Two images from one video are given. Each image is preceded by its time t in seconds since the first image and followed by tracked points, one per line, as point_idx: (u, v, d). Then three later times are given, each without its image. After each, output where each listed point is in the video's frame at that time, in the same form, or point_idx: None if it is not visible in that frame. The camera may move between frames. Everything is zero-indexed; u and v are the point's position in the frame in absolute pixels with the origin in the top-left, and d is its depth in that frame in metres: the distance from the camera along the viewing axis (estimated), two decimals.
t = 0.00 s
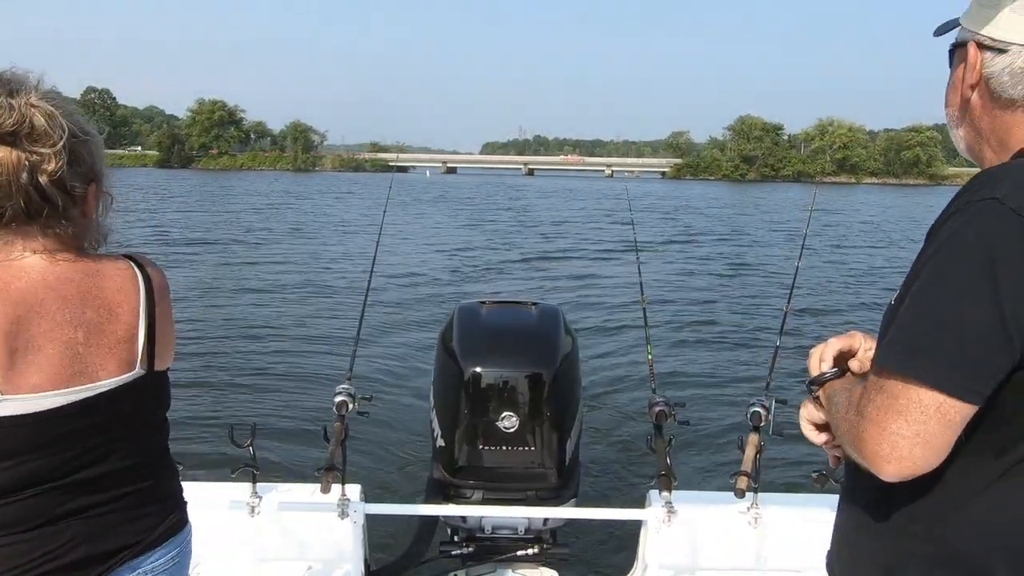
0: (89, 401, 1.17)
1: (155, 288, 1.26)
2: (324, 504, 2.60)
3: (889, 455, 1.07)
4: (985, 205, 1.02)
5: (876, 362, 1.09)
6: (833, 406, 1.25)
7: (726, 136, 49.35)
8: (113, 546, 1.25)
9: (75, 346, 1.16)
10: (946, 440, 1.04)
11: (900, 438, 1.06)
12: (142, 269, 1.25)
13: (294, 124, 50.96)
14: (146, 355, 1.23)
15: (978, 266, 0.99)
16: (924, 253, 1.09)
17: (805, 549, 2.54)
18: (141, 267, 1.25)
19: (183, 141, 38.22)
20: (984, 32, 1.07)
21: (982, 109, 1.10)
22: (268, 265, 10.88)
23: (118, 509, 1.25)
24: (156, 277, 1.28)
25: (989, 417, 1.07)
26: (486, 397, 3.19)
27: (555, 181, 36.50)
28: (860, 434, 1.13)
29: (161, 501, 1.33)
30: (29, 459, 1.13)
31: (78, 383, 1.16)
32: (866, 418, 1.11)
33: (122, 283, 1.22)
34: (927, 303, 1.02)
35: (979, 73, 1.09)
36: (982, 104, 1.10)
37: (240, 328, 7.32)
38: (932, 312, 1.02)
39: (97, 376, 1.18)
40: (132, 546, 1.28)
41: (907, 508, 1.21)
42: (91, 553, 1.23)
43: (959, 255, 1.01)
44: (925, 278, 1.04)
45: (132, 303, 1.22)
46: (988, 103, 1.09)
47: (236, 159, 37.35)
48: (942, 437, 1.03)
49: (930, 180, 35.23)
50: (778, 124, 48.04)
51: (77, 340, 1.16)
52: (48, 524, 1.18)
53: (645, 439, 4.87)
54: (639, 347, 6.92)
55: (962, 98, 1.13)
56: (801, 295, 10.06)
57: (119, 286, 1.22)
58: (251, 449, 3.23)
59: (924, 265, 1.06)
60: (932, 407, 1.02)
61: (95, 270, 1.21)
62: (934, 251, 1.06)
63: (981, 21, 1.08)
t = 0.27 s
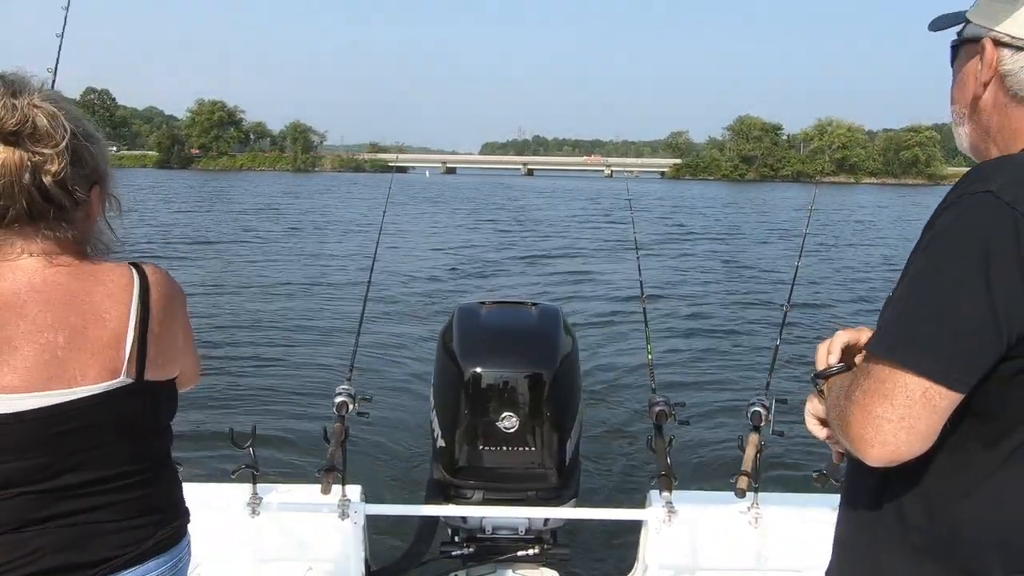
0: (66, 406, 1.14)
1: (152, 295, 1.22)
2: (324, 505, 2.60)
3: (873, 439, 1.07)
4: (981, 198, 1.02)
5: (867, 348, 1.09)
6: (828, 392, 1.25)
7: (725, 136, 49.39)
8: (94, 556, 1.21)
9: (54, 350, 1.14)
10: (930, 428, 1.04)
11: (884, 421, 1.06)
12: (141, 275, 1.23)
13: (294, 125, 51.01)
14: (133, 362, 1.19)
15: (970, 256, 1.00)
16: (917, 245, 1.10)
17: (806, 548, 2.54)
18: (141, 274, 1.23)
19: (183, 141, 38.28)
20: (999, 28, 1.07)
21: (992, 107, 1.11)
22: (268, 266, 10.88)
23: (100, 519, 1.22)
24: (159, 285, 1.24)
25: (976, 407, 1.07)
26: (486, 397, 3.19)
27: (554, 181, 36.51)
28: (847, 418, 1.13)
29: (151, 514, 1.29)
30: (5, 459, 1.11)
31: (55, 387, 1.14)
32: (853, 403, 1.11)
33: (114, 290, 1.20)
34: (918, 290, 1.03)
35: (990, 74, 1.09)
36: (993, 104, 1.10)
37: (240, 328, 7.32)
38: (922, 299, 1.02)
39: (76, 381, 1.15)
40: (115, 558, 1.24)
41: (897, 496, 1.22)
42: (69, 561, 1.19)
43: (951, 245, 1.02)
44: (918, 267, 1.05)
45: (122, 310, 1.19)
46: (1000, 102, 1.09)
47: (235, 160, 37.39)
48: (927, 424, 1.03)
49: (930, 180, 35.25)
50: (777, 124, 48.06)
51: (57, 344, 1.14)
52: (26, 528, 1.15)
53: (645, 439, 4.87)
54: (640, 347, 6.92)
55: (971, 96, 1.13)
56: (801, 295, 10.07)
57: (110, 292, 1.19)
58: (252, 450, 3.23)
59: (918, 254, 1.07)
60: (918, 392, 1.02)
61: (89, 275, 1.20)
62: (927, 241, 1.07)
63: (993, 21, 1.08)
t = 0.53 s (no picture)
0: (60, 406, 1.14)
1: (154, 297, 1.22)
2: (326, 505, 2.60)
3: (884, 436, 1.07)
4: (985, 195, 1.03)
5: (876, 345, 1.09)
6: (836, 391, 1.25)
7: (724, 136, 49.40)
8: (89, 557, 1.21)
9: (50, 350, 1.15)
10: (941, 424, 1.04)
11: (896, 419, 1.05)
12: (145, 277, 1.22)
13: (293, 125, 51.01)
14: (130, 366, 1.19)
15: (977, 251, 1.00)
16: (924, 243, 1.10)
17: (807, 547, 2.54)
18: (145, 276, 1.22)
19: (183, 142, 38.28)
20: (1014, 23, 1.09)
21: (1006, 105, 1.12)
22: (267, 266, 10.86)
23: (95, 520, 1.21)
24: (163, 287, 1.24)
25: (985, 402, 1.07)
26: (488, 397, 3.18)
27: (553, 182, 36.49)
28: (858, 416, 1.12)
29: (150, 518, 1.28)
30: None
31: (48, 387, 1.14)
32: (863, 400, 1.11)
33: (115, 291, 1.20)
34: (926, 286, 1.03)
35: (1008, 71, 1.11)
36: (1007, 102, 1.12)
37: (240, 329, 7.31)
38: (930, 296, 1.02)
39: (70, 382, 1.15)
40: (113, 559, 1.24)
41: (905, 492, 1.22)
42: (65, 562, 1.19)
43: (958, 242, 1.02)
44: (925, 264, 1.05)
45: (121, 312, 1.19)
46: (1015, 100, 1.11)
47: (235, 160, 37.38)
48: (938, 420, 1.03)
49: (928, 180, 35.27)
50: (776, 125, 48.09)
51: (53, 345, 1.15)
52: (21, 525, 1.16)
53: (646, 438, 4.87)
54: (640, 346, 6.92)
55: (980, 92, 1.15)
56: (801, 294, 10.07)
57: (110, 293, 1.20)
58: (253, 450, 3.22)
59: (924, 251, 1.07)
60: (929, 388, 1.02)
61: (92, 276, 1.20)
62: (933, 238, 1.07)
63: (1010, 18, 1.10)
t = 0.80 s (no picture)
0: (69, 402, 1.17)
1: (164, 295, 1.25)
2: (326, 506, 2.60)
3: (897, 438, 1.07)
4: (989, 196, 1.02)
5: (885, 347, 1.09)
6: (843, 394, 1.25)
7: (724, 137, 49.43)
8: (100, 552, 1.24)
9: (61, 346, 1.18)
10: (953, 425, 1.04)
11: (909, 420, 1.05)
12: (157, 274, 1.26)
13: (294, 126, 51.05)
14: (141, 362, 1.22)
15: (985, 252, 1.00)
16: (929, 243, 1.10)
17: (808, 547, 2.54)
18: (156, 274, 1.26)
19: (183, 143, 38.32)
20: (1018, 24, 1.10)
21: (1009, 107, 1.13)
22: (267, 266, 10.85)
23: (104, 515, 1.24)
24: (174, 285, 1.27)
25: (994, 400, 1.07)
26: (489, 397, 3.18)
27: (553, 183, 36.49)
28: (869, 419, 1.12)
29: (159, 513, 1.30)
30: (10, 452, 1.15)
31: (60, 383, 1.17)
32: (875, 402, 1.10)
33: (126, 289, 1.23)
34: (935, 287, 1.03)
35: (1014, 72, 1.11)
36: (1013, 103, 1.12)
37: (240, 329, 7.31)
38: (939, 297, 1.02)
39: (82, 378, 1.18)
40: (124, 554, 1.26)
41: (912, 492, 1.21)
42: (76, 556, 1.22)
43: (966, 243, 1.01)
44: (933, 265, 1.04)
45: (132, 309, 1.22)
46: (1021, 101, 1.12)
47: (235, 161, 37.41)
48: (951, 420, 1.03)
49: (927, 180, 35.30)
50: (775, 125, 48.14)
51: (64, 342, 1.18)
52: (31, 520, 1.19)
53: (647, 438, 4.87)
54: (640, 346, 6.92)
55: (984, 94, 1.15)
56: (801, 294, 10.07)
57: (121, 290, 1.23)
58: (255, 450, 3.23)
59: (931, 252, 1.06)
60: (940, 389, 1.02)
61: (104, 275, 1.24)
62: (939, 240, 1.06)
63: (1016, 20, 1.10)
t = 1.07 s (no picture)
0: (83, 396, 1.19)
1: (178, 290, 1.28)
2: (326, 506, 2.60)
3: (908, 445, 1.06)
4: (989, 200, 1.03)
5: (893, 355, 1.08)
6: (844, 402, 1.24)
7: (724, 137, 49.41)
8: (112, 544, 1.27)
9: (75, 341, 1.20)
10: (964, 429, 1.04)
11: (919, 426, 1.05)
12: (170, 270, 1.29)
13: (293, 125, 51.06)
14: (154, 356, 1.25)
15: (988, 257, 1.00)
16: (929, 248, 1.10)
17: (808, 548, 2.54)
18: (169, 269, 1.29)
19: (184, 142, 38.35)
20: (1004, 33, 1.10)
21: (1001, 115, 1.13)
22: (267, 266, 10.85)
23: (116, 507, 1.26)
24: (186, 280, 1.30)
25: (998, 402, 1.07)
26: (489, 397, 3.18)
27: (553, 183, 36.50)
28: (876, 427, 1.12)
29: (171, 505, 1.33)
30: (24, 444, 1.18)
31: (74, 377, 1.20)
32: (883, 409, 1.10)
33: (139, 283, 1.26)
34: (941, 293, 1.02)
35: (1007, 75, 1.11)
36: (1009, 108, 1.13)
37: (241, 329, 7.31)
38: (944, 303, 1.02)
39: (95, 372, 1.21)
40: (135, 546, 1.29)
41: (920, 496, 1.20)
42: (88, 548, 1.24)
43: (968, 248, 1.02)
44: (935, 270, 1.04)
45: (145, 304, 1.25)
46: (1013, 109, 1.12)
47: (235, 160, 37.41)
48: (961, 424, 1.03)
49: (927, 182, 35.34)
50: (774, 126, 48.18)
51: (78, 336, 1.21)
52: (44, 512, 1.22)
53: (648, 439, 4.87)
54: (640, 347, 6.93)
55: (974, 102, 1.15)
56: (801, 295, 10.06)
57: (135, 285, 1.26)
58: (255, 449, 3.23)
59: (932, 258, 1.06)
60: (950, 395, 1.02)
61: (118, 270, 1.27)
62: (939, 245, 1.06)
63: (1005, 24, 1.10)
